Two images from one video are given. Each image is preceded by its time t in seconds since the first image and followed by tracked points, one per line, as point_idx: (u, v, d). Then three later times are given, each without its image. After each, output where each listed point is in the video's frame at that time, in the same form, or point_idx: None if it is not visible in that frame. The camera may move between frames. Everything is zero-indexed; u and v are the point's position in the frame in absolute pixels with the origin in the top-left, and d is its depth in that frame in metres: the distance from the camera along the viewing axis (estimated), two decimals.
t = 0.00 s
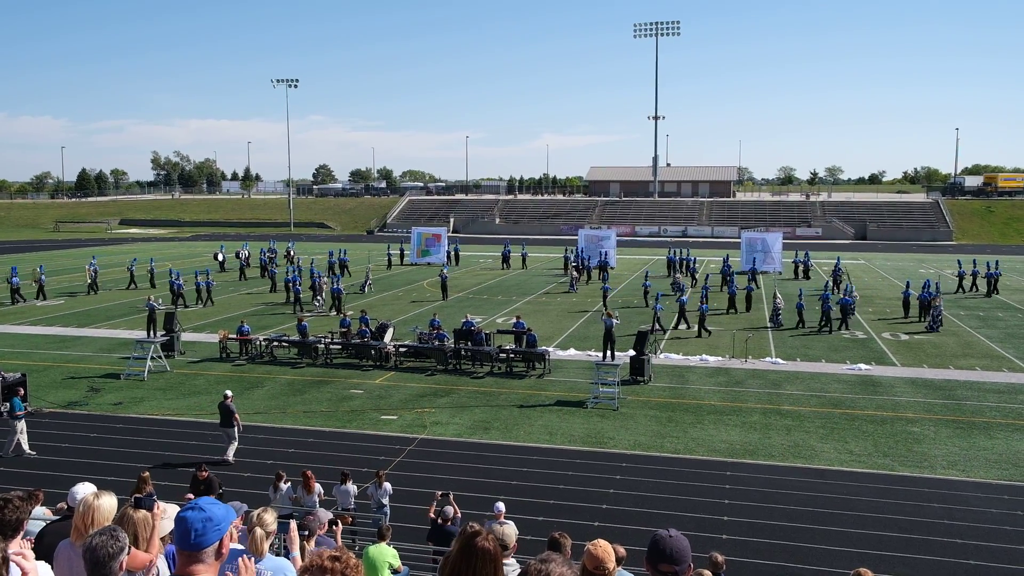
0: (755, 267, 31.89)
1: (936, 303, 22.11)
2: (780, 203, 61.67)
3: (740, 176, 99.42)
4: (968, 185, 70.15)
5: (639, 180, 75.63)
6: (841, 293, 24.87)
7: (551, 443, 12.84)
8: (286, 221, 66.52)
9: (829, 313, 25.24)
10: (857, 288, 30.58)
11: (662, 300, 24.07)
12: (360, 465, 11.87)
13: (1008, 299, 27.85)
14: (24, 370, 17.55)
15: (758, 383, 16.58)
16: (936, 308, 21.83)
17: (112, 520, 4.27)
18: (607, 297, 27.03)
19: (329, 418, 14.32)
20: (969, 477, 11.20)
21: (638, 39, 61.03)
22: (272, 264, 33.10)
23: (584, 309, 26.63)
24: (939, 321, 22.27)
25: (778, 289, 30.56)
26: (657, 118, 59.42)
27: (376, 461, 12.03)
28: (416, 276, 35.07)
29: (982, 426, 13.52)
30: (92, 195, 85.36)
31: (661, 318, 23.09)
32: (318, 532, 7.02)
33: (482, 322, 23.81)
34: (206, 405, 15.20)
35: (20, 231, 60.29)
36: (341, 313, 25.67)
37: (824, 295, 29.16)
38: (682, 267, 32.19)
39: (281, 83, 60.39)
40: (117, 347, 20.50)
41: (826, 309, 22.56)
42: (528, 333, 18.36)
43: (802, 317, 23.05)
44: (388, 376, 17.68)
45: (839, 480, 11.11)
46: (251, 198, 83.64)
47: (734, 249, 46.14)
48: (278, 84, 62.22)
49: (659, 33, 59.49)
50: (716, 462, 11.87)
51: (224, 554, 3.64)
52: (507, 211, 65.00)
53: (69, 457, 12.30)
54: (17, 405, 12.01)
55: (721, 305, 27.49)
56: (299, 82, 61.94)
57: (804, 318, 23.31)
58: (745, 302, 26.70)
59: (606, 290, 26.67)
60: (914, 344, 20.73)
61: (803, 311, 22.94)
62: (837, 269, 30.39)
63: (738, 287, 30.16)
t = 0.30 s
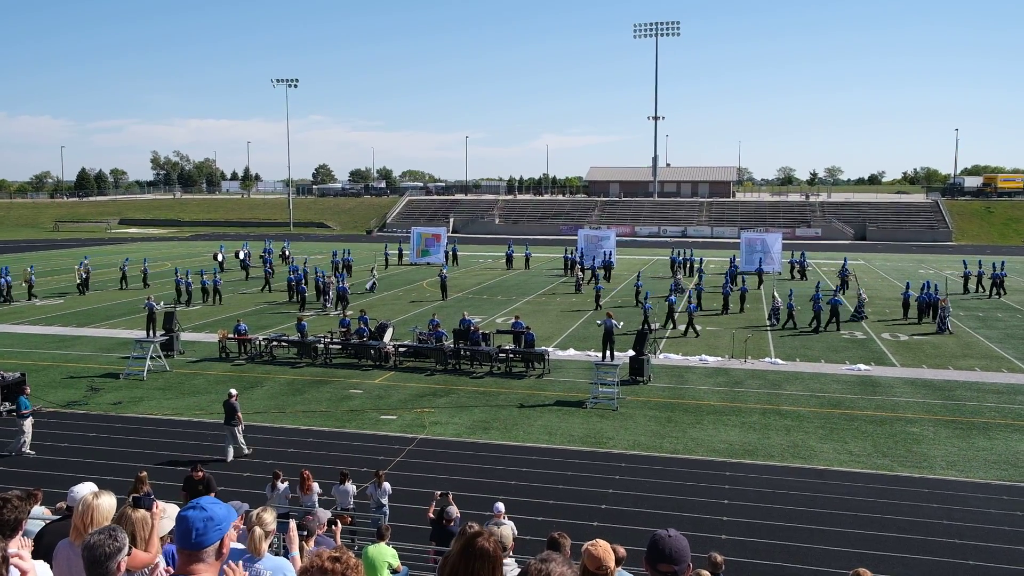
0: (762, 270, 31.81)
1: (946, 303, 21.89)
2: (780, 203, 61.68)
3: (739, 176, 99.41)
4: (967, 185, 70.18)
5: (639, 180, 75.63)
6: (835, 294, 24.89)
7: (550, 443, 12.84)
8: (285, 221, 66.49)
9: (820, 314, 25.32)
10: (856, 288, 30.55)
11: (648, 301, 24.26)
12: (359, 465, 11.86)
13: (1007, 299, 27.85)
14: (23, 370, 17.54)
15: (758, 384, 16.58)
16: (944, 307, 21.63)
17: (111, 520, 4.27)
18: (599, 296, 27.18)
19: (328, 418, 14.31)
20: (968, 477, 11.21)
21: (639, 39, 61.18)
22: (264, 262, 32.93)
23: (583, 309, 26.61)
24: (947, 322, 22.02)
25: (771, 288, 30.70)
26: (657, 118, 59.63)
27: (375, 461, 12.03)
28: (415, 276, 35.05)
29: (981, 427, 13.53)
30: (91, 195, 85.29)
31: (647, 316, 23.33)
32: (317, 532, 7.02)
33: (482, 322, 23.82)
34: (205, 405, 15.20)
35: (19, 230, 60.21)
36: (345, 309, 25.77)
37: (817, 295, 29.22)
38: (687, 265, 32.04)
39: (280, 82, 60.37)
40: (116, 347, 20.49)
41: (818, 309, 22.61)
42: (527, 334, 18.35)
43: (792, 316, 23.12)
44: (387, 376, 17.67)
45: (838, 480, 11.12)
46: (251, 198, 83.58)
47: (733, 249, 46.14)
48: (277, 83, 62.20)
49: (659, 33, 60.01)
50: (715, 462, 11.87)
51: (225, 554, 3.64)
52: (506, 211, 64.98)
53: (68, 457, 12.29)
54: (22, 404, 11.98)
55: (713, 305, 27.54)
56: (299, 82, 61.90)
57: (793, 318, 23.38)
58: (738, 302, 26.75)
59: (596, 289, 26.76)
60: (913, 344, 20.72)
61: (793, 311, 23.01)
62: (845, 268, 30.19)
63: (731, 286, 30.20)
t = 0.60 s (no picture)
0: (767, 271, 31.76)
1: (956, 306, 21.78)
2: (779, 204, 61.77)
3: (739, 177, 99.48)
4: (966, 186, 70.33)
5: (638, 181, 75.74)
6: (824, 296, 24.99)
7: (550, 444, 12.84)
8: (285, 221, 66.56)
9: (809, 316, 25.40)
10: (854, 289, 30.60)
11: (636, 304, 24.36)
12: (359, 466, 11.87)
13: (1007, 300, 27.89)
14: (22, 371, 17.54)
15: (757, 385, 16.59)
16: (952, 308, 21.50)
17: (111, 521, 4.27)
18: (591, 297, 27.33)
19: (327, 419, 14.31)
20: (967, 478, 11.22)
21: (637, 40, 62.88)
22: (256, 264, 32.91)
23: (582, 310, 26.62)
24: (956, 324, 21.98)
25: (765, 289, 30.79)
26: (656, 120, 61.16)
27: (375, 462, 12.03)
28: (415, 277, 35.08)
29: (980, 428, 13.54)
30: (91, 195, 85.35)
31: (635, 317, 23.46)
32: (317, 533, 7.01)
33: (481, 323, 23.85)
34: (204, 406, 15.21)
35: (19, 231, 60.25)
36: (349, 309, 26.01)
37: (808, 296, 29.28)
38: (688, 266, 32.05)
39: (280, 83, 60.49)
40: (116, 347, 20.50)
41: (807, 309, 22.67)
42: (526, 334, 18.36)
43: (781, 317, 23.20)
44: (387, 377, 17.68)
45: (838, 481, 11.12)
46: (250, 199, 83.65)
47: (733, 250, 46.17)
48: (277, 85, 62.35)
49: (656, 34, 61.33)
50: (715, 463, 11.87)
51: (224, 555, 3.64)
52: (506, 212, 65.06)
53: (67, 457, 12.29)
54: (26, 404, 11.98)
55: (708, 305, 27.57)
56: (299, 83, 62.00)
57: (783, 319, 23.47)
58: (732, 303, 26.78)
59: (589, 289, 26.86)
60: (912, 345, 20.74)
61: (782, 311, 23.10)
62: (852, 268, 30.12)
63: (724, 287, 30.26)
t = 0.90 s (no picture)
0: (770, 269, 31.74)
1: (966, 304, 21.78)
2: (779, 203, 61.72)
3: (739, 174, 99.37)
4: (966, 184, 70.30)
5: (638, 179, 75.68)
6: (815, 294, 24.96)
7: (549, 442, 12.84)
8: (284, 220, 66.48)
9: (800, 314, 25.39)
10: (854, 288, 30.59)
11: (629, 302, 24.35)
12: (359, 464, 11.86)
13: (1007, 299, 27.87)
14: (21, 370, 17.53)
15: (757, 383, 16.59)
16: (961, 308, 21.42)
17: (111, 519, 4.27)
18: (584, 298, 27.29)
19: (327, 417, 14.31)
20: (967, 476, 11.23)
21: (637, 38, 60.28)
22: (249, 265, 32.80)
23: (581, 308, 26.58)
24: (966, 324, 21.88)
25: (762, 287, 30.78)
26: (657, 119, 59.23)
27: (375, 460, 12.03)
28: (415, 275, 35.07)
29: (980, 426, 13.55)
30: (90, 194, 85.22)
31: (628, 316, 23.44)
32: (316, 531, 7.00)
33: (481, 322, 23.82)
34: (204, 405, 15.20)
35: (18, 230, 60.16)
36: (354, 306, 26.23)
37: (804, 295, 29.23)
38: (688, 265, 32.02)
39: (279, 81, 60.40)
40: (115, 346, 20.49)
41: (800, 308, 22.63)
42: (526, 333, 18.34)
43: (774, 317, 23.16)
44: (386, 375, 17.67)
45: (837, 479, 11.14)
46: (250, 197, 83.55)
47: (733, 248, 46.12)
48: (277, 83, 62.28)
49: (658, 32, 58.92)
50: (715, 462, 11.88)
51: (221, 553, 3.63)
52: (506, 210, 65.00)
53: (67, 457, 12.28)
54: (31, 404, 11.93)
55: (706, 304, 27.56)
56: (297, 82, 61.92)
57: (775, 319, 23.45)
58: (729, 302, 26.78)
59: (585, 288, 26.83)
60: (912, 344, 20.74)
61: (775, 311, 23.05)
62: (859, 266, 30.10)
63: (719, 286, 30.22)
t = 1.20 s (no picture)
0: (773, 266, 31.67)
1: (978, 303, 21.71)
2: (780, 201, 61.65)
3: (739, 172, 99.34)
4: (967, 182, 70.19)
5: (639, 178, 75.61)
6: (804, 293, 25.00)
7: (550, 441, 12.84)
8: (285, 219, 66.46)
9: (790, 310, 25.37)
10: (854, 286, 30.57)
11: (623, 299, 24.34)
12: (360, 463, 11.86)
13: (1009, 296, 27.85)
14: (22, 369, 17.54)
15: (758, 381, 16.58)
16: (972, 306, 21.30)
17: (111, 518, 4.27)
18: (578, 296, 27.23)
19: (328, 416, 14.30)
20: (968, 474, 11.22)
21: (639, 35, 60.56)
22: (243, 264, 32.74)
23: (582, 307, 26.56)
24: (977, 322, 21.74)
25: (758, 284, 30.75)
26: (657, 117, 59.08)
27: (376, 459, 12.02)
28: (416, 274, 35.05)
29: (981, 424, 13.54)
30: (91, 194, 85.20)
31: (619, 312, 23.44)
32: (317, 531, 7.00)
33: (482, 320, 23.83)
34: (205, 404, 15.20)
35: (19, 229, 60.15)
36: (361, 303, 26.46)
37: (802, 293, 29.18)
38: (689, 263, 32.00)
39: (279, 80, 60.39)
40: (116, 346, 20.49)
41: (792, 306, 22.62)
42: (528, 331, 18.33)
43: (765, 313, 23.07)
44: (387, 374, 17.66)
45: (839, 477, 11.13)
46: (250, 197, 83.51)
47: (734, 246, 46.09)
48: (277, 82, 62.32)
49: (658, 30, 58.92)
50: (715, 460, 11.87)
51: (219, 552, 3.63)
52: (506, 209, 64.96)
53: (68, 456, 12.28)
54: (40, 404, 11.89)
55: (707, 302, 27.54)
56: (297, 81, 61.90)
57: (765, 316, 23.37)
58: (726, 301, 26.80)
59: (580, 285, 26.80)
60: (912, 341, 20.73)
61: (766, 308, 22.96)
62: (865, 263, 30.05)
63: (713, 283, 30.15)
